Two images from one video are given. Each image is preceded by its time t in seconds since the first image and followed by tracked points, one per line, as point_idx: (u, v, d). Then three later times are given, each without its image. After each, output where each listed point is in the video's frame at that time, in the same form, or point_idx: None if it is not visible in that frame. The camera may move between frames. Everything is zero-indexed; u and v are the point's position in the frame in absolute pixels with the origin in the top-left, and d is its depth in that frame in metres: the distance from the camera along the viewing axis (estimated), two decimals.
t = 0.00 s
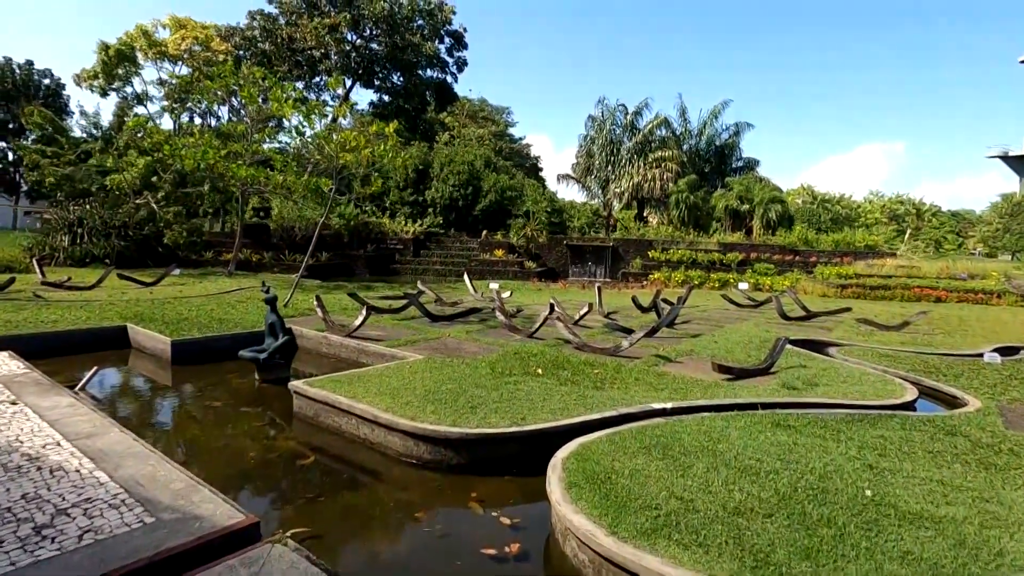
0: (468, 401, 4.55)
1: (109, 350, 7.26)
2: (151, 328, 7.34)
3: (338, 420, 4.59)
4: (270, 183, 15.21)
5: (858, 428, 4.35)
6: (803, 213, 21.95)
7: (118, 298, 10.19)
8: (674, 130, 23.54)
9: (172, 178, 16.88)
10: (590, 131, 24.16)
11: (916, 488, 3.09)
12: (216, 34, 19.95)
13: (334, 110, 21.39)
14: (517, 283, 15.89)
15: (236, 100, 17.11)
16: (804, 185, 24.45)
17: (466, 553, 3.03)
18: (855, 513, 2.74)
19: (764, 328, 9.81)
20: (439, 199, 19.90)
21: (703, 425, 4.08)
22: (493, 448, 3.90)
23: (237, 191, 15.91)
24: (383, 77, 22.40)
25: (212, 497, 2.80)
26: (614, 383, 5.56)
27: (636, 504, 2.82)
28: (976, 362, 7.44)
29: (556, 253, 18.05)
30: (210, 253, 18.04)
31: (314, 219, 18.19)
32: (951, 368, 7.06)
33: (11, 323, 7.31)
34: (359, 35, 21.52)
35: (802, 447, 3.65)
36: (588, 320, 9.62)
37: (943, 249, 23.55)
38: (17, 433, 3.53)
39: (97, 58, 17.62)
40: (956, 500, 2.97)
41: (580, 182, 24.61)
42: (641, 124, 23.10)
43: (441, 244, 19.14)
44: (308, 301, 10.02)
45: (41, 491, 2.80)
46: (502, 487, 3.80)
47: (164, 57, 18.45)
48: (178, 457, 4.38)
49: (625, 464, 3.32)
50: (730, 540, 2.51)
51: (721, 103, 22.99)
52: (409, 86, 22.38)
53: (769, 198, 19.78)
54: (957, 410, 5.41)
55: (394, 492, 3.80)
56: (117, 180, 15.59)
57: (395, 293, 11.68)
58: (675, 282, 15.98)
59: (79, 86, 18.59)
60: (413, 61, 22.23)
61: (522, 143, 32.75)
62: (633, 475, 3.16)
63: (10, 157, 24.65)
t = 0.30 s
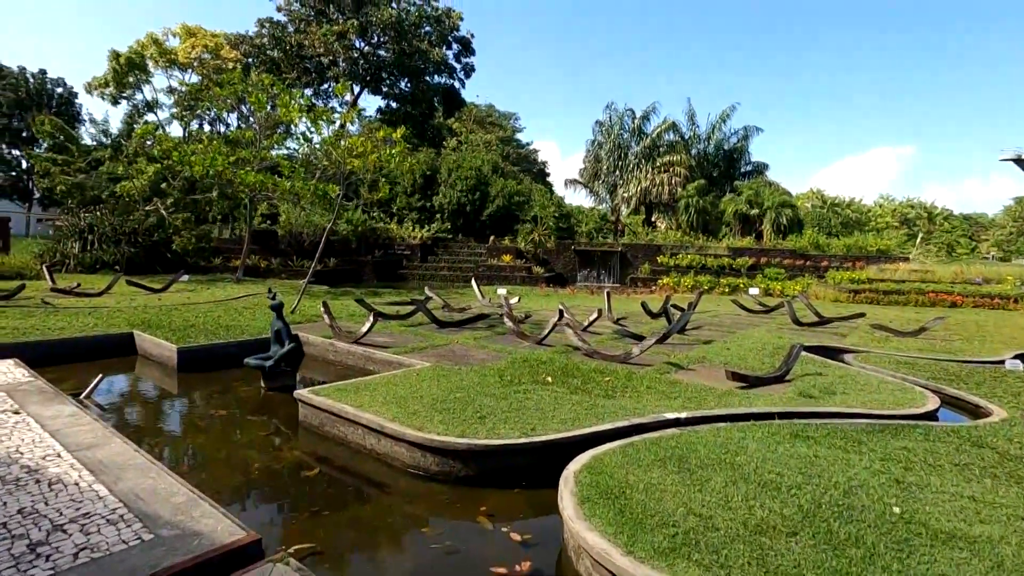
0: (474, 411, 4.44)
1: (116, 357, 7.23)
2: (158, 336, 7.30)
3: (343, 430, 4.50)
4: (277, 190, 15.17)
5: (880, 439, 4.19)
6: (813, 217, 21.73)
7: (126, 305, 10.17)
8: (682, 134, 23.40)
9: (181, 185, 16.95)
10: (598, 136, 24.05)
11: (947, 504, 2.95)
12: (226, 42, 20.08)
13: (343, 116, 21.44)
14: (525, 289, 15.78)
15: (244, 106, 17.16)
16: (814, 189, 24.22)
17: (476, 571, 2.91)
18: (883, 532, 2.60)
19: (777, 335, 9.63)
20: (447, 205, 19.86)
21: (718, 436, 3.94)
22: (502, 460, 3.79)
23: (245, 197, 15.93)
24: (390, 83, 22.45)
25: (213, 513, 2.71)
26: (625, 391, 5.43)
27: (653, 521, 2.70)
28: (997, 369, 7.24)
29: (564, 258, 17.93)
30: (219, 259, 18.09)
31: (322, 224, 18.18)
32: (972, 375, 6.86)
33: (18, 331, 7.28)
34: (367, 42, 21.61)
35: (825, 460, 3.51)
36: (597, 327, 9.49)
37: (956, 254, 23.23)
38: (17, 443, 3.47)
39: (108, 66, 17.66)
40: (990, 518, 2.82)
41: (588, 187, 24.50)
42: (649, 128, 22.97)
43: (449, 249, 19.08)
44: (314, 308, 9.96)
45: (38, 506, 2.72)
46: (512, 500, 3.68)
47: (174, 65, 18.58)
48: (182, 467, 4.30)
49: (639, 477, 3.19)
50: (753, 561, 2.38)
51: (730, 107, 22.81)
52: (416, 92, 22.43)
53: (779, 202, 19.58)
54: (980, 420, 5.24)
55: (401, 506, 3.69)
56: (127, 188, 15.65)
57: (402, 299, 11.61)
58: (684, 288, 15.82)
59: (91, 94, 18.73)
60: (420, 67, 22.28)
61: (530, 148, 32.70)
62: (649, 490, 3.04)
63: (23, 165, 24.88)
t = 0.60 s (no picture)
0: (486, 426, 4.31)
1: (125, 369, 7.19)
2: (167, 347, 7.26)
3: (352, 445, 4.40)
4: (287, 199, 15.18)
5: (908, 455, 4.02)
6: (825, 223, 21.47)
7: (136, 316, 10.18)
8: (691, 140, 23.27)
9: (192, 196, 17.01)
10: (607, 143, 23.96)
11: (987, 528, 2.78)
12: (237, 54, 20.25)
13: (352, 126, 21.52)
14: (535, 297, 15.66)
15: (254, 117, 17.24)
16: (825, 195, 23.98)
17: None
18: (921, 559, 2.45)
19: (792, 343, 9.44)
20: (455, 213, 19.83)
21: (740, 452, 3.80)
22: (515, 478, 3.67)
23: (255, 207, 15.96)
24: (399, 93, 22.55)
25: (217, 537, 2.61)
26: (641, 404, 5.29)
27: (675, 546, 2.57)
28: None
29: (574, 266, 17.79)
30: (229, 269, 18.14)
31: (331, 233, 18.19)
32: (998, 385, 6.64)
33: (28, 343, 7.26)
34: (376, 52, 21.73)
35: (853, 478, 3.36)
36: (609, 336, 9.35)
37: (971, 258, 22.87)
38: (20, 462, 3.39)
39: (121, 78, 17.81)
40: None
41: (597, 194, 24.40)
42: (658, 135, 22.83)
43: (458, 258, 19.02)
44: (323, 318, 9.89)
45: (37, 530, 2.63)
46: (526, 521, 3.56)
47: (186, 77, 18.74)
48: (189, 484, 4.22)
49: (659, 498, 3.06)
50: None
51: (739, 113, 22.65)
52: (425, 101, 22.51)
53: (791, 208, 19.37)
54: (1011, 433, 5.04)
55: (411, 526, 3.58)
56: (139, 199, 15.75)
57: (411, 309, 11.53)
58: (696, 295, 15.65)
59: (104, 106, 18.92)
60: (428, 77, 22.38)
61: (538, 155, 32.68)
62: (670, 511, 2.90)
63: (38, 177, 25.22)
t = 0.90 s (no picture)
0: (504, 438, 4.21)
1: (141, 378, 7.21)
2: (183, 356, 7.27)
3: (367, 456, 4.32)
4: (302, 208, 15.26)
5: (944, 469, 3.86)
6: (843, 228, 21.13)
7: (153, 325, 10.24)
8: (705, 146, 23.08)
9: (208, 207, 17.13)
10: (619, 150, 23.83)
11: None
12: (253, 65, 20.51)
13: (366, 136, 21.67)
14: (549, 305, 15.55)
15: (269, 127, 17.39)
16: (843, 199, 23.63)
17: None
18: None
19: (814, 351, 9.23)
20: (468, 221, 19.82)
21: (768, 466, 3.66)
22: (535, 492, 3.56)
23: (270, 216, 16.07)
24: (411, 103, 22.73)
25: (230, 555, 2.53)
26: (661, 415, 5.16)
27: (705, 566, 2.46)
28: None
29: (588, 273, 17.65)
30: (245, 278, 18.29)
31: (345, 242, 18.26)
32: None
33: (47, 353, 7.31)
34: (390, 62, 21.91)
35: (890, 495, 3.20)
36: (625, 344, 9.21)
37: (995, 263, 22.33)
38: (36, 474, 3.37)
39: (141, 91, 18.09)
40: None
41: (610, 201, 24.28)
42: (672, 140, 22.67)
43: (471, 266, 18.98)
44: (337, 326, 9.86)
45: (51, 546, 2.58)
46: (547, 537, 3.45)
47: (203, 89, 18.98)
48: (204, 496, 4.16)
49: (687, 514, 2.93)
50: None
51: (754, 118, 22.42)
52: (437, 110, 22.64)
53: (808, 212, 19.07)
54: None
55: (429, 542, 3.49)
56: (157, 210, 15.94)
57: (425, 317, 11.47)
58: (712, 302, 15.45)
59: (124, 119, 19.22)
60: (441, 86, 22.54)
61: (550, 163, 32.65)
62: (698, 529, 2.78)
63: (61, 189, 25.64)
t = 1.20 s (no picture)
0: (526, 445, 4.17)
1: (170, 382, 7.36)
2: (210, 361, 7.40)
3: (389, 462, 4.32)
4: (325, 215, 15.45)
5: (986, 481, 3.69)
6: (872, 230, 20.60)
7: (182, 330, 10.45)
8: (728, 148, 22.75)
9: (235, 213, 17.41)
10: (641, 153, 23.64)
11: None
12: (278, 75, 20.91)
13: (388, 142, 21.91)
14: (570, 310, 15.45)
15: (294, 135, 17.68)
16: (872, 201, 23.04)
17: None
18: None
19: (844, 357, 8.97)
20: (489, 225, 19.86)
21: (799, 476, 3.55)
22: (559, 501, 3.51)
23: (295, 223, 16.29)
24: (432, 110, 23.08)
25: (254, 561, 2.53)
26: (686, 422, 5.05)
27: None
28: None
29: (610, 277, 17.49)
30: (270, 283, 18.63)
31: (367, 248, 18.45)
32: None
33: (82, 358, 7.51)
34: (411, 69, 22.15)
35: (930, 508, 3.07)
36: (649, 349, 9.09)
37: None
38: (68, 477, 3.44)
39: (171, 102, 18.56)
40: None
41: (631, 205, 24.10)
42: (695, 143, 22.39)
43: (493, 270, 18.99)
44: (360, 332, 9.93)
45: (81, 549, 2.62)
46: (571, 546, 3.40)
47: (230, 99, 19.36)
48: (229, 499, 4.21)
49: (715, 526, 2.86)
50: None
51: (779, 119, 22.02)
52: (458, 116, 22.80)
53: (836, 214, 18.65)
54: None
55: (451, 550, 3.46)
56: (186, 217, 16.30)
57: (446, 322, 11.50)
58: (737, 306, 15.21)
59: (155, 129, 19.73)
60: (461, 92, 22.77)
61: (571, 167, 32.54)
62: (728, 541, 2.70)
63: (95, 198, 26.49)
